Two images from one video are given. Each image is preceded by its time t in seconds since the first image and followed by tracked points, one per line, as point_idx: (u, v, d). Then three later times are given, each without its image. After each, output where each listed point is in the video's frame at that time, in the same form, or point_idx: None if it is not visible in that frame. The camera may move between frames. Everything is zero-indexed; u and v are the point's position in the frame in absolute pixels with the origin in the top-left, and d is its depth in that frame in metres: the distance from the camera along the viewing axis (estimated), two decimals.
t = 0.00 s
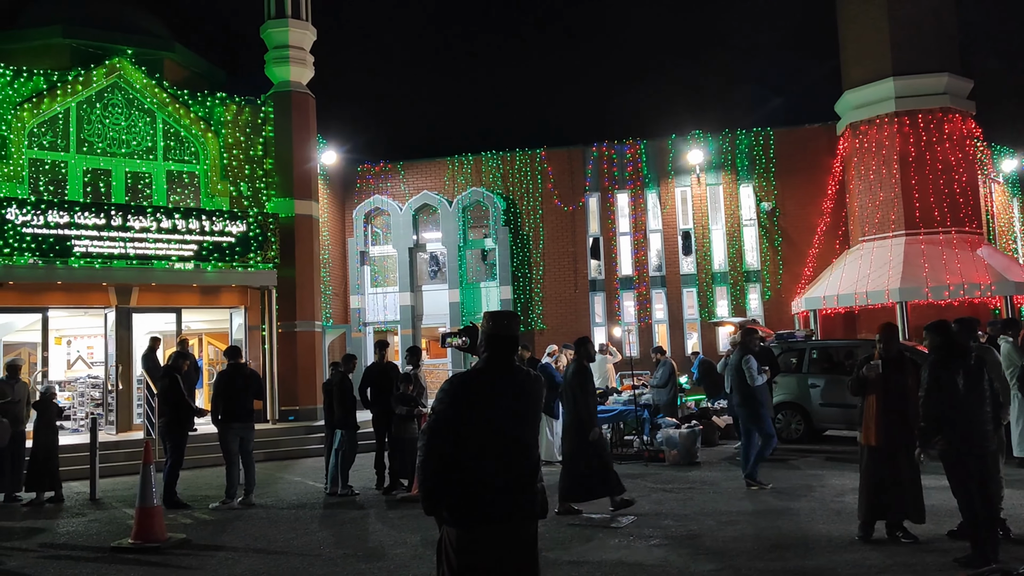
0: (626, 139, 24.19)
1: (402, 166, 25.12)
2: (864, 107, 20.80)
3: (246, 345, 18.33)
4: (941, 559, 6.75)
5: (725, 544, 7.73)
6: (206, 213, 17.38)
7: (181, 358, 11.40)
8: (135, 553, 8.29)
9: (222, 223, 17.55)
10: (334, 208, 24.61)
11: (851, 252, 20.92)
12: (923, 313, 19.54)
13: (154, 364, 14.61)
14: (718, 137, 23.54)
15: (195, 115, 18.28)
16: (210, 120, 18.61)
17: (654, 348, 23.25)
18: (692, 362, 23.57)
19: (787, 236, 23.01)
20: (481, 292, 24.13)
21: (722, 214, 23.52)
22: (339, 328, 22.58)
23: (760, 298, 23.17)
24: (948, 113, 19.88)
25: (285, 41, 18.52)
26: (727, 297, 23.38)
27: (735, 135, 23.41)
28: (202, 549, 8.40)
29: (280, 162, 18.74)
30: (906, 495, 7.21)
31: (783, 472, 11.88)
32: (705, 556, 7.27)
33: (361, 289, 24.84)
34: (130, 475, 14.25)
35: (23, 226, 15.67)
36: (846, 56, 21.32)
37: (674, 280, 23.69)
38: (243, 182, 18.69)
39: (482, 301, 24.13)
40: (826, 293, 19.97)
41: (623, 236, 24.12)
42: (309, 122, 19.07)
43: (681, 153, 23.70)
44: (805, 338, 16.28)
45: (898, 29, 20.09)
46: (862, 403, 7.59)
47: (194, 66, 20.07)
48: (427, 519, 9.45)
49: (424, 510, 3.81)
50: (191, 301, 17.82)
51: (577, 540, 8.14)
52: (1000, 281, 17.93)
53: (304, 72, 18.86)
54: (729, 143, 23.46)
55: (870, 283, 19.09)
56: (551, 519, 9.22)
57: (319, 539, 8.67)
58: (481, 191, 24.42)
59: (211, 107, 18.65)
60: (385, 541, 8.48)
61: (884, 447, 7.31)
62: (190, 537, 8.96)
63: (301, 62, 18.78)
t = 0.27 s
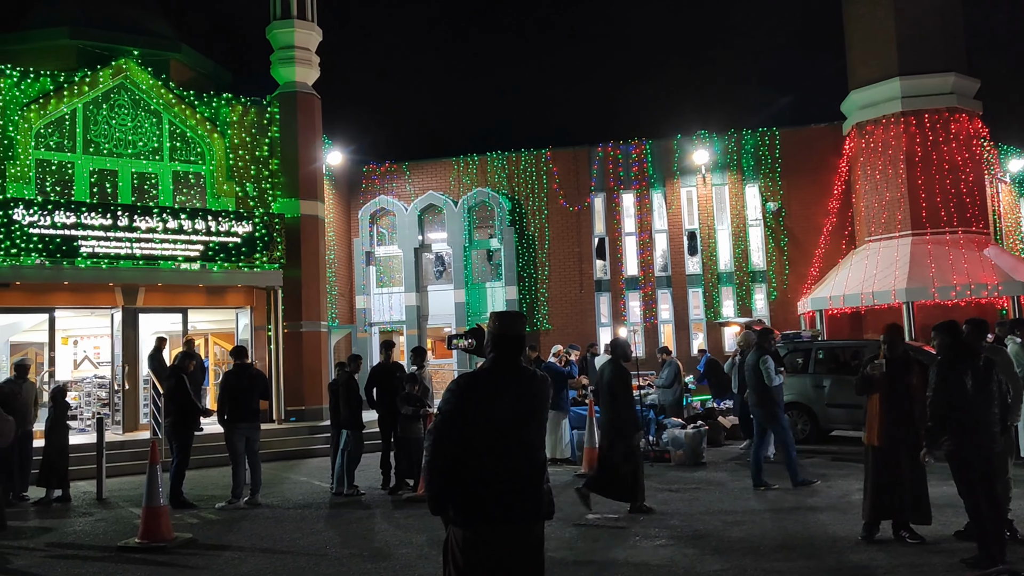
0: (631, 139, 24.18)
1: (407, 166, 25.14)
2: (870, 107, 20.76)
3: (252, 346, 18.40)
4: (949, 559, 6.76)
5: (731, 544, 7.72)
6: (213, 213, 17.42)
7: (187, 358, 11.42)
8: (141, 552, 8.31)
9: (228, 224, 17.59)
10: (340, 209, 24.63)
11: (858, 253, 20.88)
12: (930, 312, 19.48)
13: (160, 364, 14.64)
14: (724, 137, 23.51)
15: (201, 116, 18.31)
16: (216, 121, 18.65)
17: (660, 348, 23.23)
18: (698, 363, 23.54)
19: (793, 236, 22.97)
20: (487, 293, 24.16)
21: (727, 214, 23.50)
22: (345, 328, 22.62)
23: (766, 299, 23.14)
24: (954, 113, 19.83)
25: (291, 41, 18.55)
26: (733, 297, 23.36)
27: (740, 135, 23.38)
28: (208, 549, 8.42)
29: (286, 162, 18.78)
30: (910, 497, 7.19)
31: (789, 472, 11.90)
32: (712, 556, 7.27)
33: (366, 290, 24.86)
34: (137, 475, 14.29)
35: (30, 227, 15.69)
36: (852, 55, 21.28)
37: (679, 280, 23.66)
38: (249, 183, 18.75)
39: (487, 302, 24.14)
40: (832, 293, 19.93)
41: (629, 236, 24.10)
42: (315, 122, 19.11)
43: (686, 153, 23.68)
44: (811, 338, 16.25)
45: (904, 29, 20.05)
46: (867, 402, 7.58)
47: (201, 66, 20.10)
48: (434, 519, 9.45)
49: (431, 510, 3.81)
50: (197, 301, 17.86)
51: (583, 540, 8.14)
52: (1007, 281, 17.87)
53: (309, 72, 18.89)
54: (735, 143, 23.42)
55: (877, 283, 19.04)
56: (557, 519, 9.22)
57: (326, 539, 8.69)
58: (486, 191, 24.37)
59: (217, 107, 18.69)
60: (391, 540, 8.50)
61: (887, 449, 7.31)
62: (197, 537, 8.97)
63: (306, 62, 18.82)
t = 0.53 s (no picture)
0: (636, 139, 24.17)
1: (412, 167, 25.15)
2: (875, 107, 20.73)
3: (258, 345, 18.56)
4: (955, 560, 6.75)
5: (735, 544, 7.72)
6: (218, 213, 17.46)
7: (192, 358, 11.44)
8: (147, 551, 8.33)
9: (233, 224, 17.62)
10: (345, 209, 24.65)
11: (863, 253, 20.85)
12: (935, 313, 19.44)
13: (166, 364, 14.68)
14: (729, 137, 23.49)
15: (206, 116, 18.35)
16: (221, 121, 18.68)
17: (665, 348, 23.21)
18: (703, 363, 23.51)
19: (798, 236, 22.93)
20: (492, 293, 24.20)
21: (732, 214, 23.47)
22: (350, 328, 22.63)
23: (771, 299, 23.10)
24: (960, 113, 19.79)
25: (296, 42, 18.58)
26: (738, 297, 23.34)
27: (745, 135, 23.36)
28: (214, 549, 8.44)
29: (291, 162, 18.82)
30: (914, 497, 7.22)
31: (793, 471, 11.96)
32: (717, 557, 7.27)
33: (371, 290, 24.88)
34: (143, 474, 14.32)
35: (36, 227, 15.72)
36: (858, 55, 21.25)
37: (684, 280, 23.63)
38: (254, 183, 18.79)
39: (492, 302, 24.21)
40: (837, 293, 19.90)
41: (633, 236, 24.10)
42: (320, 122, 19.15)
43: (691, 153, 23.64)
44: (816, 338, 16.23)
45: (909, 29, 20.02)
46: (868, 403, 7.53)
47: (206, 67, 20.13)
48: (439, 520, 9.45)
49: (438, 510, 3.82)
50: (202, 301, 17.89)
51: (588, 540, 8.15)
52: (1013, 281, 17.84)
53: (314, 72, 18.93)
54: (740, 143, 23.40)
55: (882, 283, 19.01)
56: (562, 519, 9.21)
57: (331, 539, 8.71)
58: (491, 191, 24.41)
59: (222, 108, 18.73)
60: (396, 540, 8.52)
61: (889, 449, 7.27)
62: (202, 537, 8.99)
63: (311, 63, 18.85)
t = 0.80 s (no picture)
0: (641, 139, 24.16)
1: (417, 166, 25.18)
2: (881, 106, 20.69)
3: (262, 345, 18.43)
4: (961, 560, 6.75)
5: (740, 544, 7.71)
6: (223, 213, 17.49)
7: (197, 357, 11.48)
8: (153, 550, 8.35)
9: (238, 224, 17.65)
10: (350, 209, 24.68)
11: (868, 253, 20.82)
12: (941, 313, 19.40)
13: (171, 363, 14.70)
14: (734, 137, 23.47)
15: (211, 116, 18.38)
16: (226, 121, 18.72)
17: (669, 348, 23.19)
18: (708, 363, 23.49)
19: (803, 236, 22.90)
20: (497, 293, 24.23)
21: (737, 213, 23.45)
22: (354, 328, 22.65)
23: (776, 299, 23.07)
24: (966, 112, 19.75)
25: (301, 42, 18.61)
26: (743, 297, 23.32)
27: (750, 135, 23.34)
28: (219, 548, 8.45)
29: (295, 162, 18.85)
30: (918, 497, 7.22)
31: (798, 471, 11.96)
32: (722, 556, 7.27)
33: (376, 289, 24.90)
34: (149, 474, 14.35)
35: (42, 227, 15.75)
36: (863, 55, 21.21)
37: (689, 280, 23.62)
38: (259, 183, 18.83)
39: (497, 302, 24.21)
40: (842, 293, 19.87)
41: (638, 236, 24.09)
42: (325, 121, 19.18)
43: (696, 152, 23.63)
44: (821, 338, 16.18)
45: (915, 28, 19.99)
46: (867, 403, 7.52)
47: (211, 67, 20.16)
48: (444, 519, 9.46)
49: (444, 510, 3.83)
50: (207, 301, 17.92)
51: (593, 540, 8.15)
52: (1019, 281, 17.81)
53: (319, 73, 18.95)
54: (745, 143, 23.38)
55: (888, 283, 18.97)
56: (567, 519, 9.21)
57: (336, 538, 8.73)
58: (496, 191, 24.46)
59: (228, 107, 18.76)
60: (401, 539, 8.53)
61: (891, 450, 7.25)
62: (207, 536, 9.00)
63: (317, 63, 18.88)
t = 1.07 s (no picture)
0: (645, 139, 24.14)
1: (421, 167, 25.20)
2: (886, 106, 20.66)
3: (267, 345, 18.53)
4: (966, 560, 6.74)
5: (746, 545, 7.70)
6: (228, 213, 17.52)
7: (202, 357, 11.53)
8: (158, 550, 8.36)
9: (243, 224, 17.68)
10: (354, 209, 24.71)
11: (873, 253, 20.79)
12: (947, 313, 19.35)
13: (175, 363, 14.72)
14: (738, 137, 23.43)
15: (216, 117, 18.42)
16: (231, 121, 18.76)
17: (674, 349, 23.16)
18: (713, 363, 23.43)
19: (808, 236, 22.87)
20: (501, 293, 24.22)
21: (742, 214, 23.42)
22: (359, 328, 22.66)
23: (781, 299, 23.03)
24: (972, 112, 19.71)
25: (306, 43, 18.64)
26: (747, 297, 23.28)
27: (755, 135, 23.31)
28: (224, 547, 8.46)
29: (300, 162, 18.89)
30: (921, 497, 7.23)
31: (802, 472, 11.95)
32: (726, 557, 7.27)
33: (380, 290, 24.91)
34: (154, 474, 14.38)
35: (48, 227, 15.78)
36: (868, 55, 21.18)
37: (693, 280, 23.60)
38: (264, 183, 18.88)
39: (501, 302, 24.20)
40: (847, 293, 19.84)
41: (642, 236, 24.08)
42: (329, 122, 19.22)
43: (701, 152, 23.58)
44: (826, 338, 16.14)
45: (920, 28, 19.95)
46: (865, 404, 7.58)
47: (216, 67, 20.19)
48: (449, 520, 9.45)
49: (448, 510, 3.82)
50: (212, 301, 17.95)
51: (597, 540, 8.14)
52: None
53: (324, 73, 18.99)
54: (750, 144, 23.36)
55: (893, 283, 18.94)
56: (571, 519, 9.21)
57: (340, 538, 8.74)
58: (500, 191, 24.42)
59: (233, 108, 18.81)
60: (405, 539, 8.53)
61: (891, 450, 7.30)
62: (212, 535, 9.02)
63: (321, 63, 18.91)
